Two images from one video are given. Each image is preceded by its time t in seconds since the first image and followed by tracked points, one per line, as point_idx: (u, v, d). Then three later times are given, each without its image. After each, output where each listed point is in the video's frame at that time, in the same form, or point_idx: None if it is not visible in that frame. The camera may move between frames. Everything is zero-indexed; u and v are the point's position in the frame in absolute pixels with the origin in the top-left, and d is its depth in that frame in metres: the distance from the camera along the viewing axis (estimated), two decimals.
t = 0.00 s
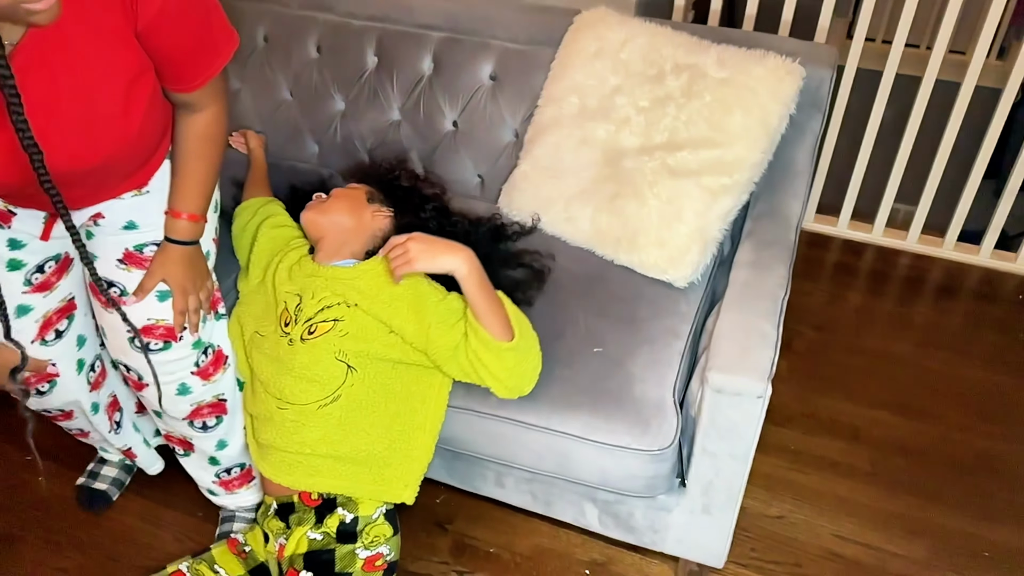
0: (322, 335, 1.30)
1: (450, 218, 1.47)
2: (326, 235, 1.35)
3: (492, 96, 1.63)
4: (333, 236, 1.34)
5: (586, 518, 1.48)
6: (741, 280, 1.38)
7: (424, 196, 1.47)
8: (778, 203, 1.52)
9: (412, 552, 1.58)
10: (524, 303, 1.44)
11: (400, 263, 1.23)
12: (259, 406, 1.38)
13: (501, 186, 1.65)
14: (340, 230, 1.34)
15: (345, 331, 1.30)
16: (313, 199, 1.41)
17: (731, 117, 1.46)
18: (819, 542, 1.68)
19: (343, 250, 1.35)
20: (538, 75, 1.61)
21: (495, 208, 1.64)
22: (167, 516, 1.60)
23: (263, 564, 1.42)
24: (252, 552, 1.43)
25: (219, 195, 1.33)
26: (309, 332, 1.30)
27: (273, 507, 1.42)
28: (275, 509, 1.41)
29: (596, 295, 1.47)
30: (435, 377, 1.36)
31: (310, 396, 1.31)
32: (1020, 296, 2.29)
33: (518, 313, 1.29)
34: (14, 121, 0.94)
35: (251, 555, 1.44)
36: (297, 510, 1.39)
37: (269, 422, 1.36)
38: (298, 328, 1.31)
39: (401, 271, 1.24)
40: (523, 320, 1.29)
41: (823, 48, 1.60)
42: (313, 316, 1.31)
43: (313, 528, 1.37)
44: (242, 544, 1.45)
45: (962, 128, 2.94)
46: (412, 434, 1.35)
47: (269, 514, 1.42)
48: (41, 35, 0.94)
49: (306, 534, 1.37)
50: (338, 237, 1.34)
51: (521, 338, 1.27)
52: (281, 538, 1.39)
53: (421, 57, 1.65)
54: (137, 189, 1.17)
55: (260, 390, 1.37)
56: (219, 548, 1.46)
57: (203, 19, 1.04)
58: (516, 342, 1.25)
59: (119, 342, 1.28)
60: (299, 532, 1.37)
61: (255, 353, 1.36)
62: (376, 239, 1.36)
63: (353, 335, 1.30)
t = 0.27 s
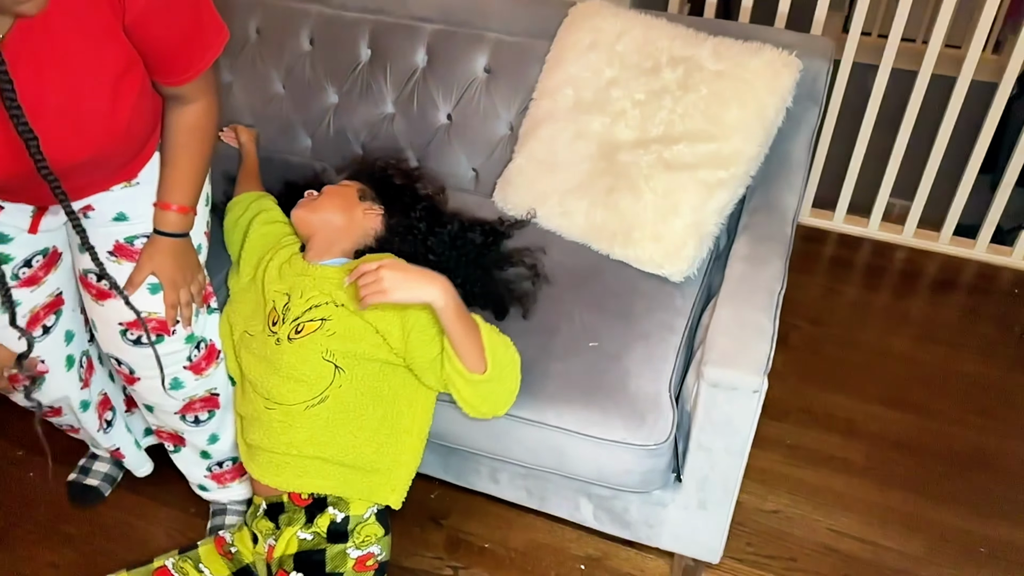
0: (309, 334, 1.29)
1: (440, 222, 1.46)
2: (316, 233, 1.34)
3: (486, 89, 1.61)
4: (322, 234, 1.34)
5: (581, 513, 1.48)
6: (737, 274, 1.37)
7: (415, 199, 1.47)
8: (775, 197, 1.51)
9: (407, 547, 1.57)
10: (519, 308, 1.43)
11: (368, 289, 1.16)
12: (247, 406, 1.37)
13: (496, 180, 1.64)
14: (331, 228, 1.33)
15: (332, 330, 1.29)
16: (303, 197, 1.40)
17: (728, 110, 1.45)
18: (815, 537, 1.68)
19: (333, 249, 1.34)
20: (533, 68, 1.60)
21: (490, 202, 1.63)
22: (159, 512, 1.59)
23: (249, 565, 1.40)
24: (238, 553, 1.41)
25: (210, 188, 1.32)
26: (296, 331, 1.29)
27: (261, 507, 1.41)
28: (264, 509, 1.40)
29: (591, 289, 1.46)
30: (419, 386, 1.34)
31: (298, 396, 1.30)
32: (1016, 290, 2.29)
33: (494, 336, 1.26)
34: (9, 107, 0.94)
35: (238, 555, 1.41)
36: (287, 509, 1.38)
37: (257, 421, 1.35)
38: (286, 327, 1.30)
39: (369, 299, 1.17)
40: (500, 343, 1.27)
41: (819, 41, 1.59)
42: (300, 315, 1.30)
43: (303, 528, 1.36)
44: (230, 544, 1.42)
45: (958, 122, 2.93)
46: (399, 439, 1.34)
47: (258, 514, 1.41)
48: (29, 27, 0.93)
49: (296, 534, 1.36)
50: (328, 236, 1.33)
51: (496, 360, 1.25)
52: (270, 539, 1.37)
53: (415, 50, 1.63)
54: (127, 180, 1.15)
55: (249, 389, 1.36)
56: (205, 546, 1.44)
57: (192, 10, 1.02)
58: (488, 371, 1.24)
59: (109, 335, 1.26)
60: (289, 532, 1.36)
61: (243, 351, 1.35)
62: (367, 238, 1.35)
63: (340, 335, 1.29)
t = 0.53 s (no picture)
0: (301, 332, 1.27)
1: (437, 218, 1.44)
2: (310, 231, 1.32)
3: (484, 81, 1.60)
4: (317, 231, 1.32)
5: (577, 508, 1.47)
6: (736, 269, 1.35)
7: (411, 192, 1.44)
8: (775, 191, 1.50)
9: (402, 541, 1.56)
10: (519, 307, 1.41)
11: (344, 332, 1.09)
12: (240, 403, 1.35)
13: (493, 173, 1.62)
14: (325, 225, 1.32)
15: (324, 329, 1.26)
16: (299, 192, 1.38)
17: (727, 104, 1.44)
18: (813, 533, 1.67)
19: (327, 246, 1.32)
20: (531, 60, 1.58)
21: (488, 195, 1.62)
22: (153, 504, 1.58)
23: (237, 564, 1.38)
24: (226, 550, 1.39)
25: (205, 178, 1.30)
26: (288, 329, 1.27)
27: (251, 506, 1.38)
28: (254, 508, 1.37)
29: (589, 283, 1.45)
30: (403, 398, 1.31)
31: (289, 395, 1.28)
32: (1015, 288, 2.28)
33: (472, 364, 1.23)
34: (4, 89, 0.92)
35: (227, 553, 1.39)
36: (277, 508, 1.35)
37: (248, 420, 1.34)
38: (278, 325, 1.28)
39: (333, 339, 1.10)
40: (477, 373, 1.23)
41: (820, 34, 1.58)
42: (293, 313, 1.28)
43: (293, 527, 1.34)
44: (218, 542, 1.40)
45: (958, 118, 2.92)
46: (389, 443, 1.32)
47: (247, 513, 1.38)
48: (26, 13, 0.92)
49: (287, 533, 1.33)
50: (322, 232, 1.32)
51: (471, 391, 1.22)
52: (261, 537, 1.35)
53: (412, 42, 1.62)
54: (122, 170, 1.14)
55: (240, 387, 1.35)
56: (195, 543, 1.42)
57: None
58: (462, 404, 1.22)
59: (103, 325, 1.25)
60: (280, 531, 1.34)
61: (235, 348, 1.32)
62: (363, 235, 1.34)
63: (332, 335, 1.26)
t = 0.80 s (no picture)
0: (296, 330, 1.25)
1: (434, 211, 1.46)
2: (308, 225, 1.32)
3: (486, 70, 1.59)
4: (315, 226, 1.31)
5: (577, 501, 1.46)
6: (739, 263, 1.34)
7: (409, 184, 1.46)
8: (779, 184, 1.49)
9: (401, 532, 1.55)
10: (519, 302, 1.40)
11: (326, 385, 1.01)
12: (236, 397, 1.35)
13: (494, 163, 1.61)
14: (324, 219, 1.31)
15: (320, 327, 1.25)
16: (296, 186, 1.38)
17: (732, 96, 1.42)
18: (814, 529, 1.67)
19: (325, 242, 1.31)
20: (533, 49, 1.57)
21: (489, 185, 1.61)
22: (151, 492, 1.57)
23: (229, 558, 1.36)
24: (220, 542, 1.37)
25: (206, 165, 1.29)
26: (284, 326, 1.25)
27: (244, 501, 1.37)
28: (247, 503, 1.36)
29: (591, 275, 1.43)
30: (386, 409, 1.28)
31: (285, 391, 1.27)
32: (1019, 285, 2.27)
33: (449, 394, 1.19)
34: (4, 68, 0.92)
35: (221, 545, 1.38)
36: (269, 504, 1.34)
37: (242, 414, 1.34)
38: (274, 321, 1.26)
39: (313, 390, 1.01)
40: (451, 403, 1.19)
41: (825, 26, 1.56)
42: (289, 310, 1.26)
43: (286, 522, 1.32)
44: (212, 534, 1.38)
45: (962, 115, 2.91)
46: (381, 445, 1.30)
47: (240, 509, 1.36)
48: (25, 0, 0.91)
49: (280, 529, 1.32)
50: (321, 227, 1.31)
51: (445, 423, 1.18)
52: (254, 533, 1.33)
53: (413, 30, 1.60)
54: (122, 156, 1.13)
55: (236, 380, 1.34)
56: (189, 533, 1.40)
57: None
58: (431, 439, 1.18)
59: (101, 312, 1.24)
60: (273, 527, 1.32)
61: (232, 342, 1.32)
62: (361, 229, 1.33)
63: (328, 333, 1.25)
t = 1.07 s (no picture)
0: (295, 325, 1.25)
1: (436, 202, 1.42)
2: (309, 219, 1.31)
3: (491, 58, 1.57)
4: (316, 219, 1.30)
5: (577, 493, 1.45)
6: (744, 255, 1.33)
7: (409, 174, 1.41)
8: (785, 176, 1.47)
9: (401, 521, 1.55)
10: (518, 302, 1.37)
11: (326, 442, 0.98)
12: (232, 389, 1.36)
13: (499, 152, 1.60)
14: (325, 212, 1.30)
15: (320, 324, 1.25)
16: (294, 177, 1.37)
17: (739, 86, 1.41)
18: (817, 525, 1.66)
19: (327, 236, 1.31)
20: (539, 37, 1.55)
21: (493, 174, 1.60)
22: (151, 477, 1.57)
23: (223, 547, 1.35)
24: (219, 529, 1.36)
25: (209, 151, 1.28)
26: (283, 321, 1.26)
27: (238, 494, 1.36)
28: (240, 496, 1.36)
29: (594, 266, 1.42)
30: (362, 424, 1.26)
31: (281, 386, 1.28)
32: None
33: (420, 425, 1.15)
34: (5, 47, 0.91)
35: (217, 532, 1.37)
36: (262, 498, 1.33)
37: (238, 407, 1.35)
38: (273, 316, 1.27)
39: (315, 450, 0.97)
40: (424, 433, 1.16)
41: (836, 16, 1.55)
42: (289, 305, 1.27)
43: (279, 516, 1.30)
44: (211, 520, 1.37)
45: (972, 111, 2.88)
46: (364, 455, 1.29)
47: (234, 501, 1.36)
48: None
49: (272, 522, 1.30)
50: (322, 220, 1.30)
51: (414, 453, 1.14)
52: (246, 526, 1.32)
53: (418, 17, 1.59)
54: (125, 141, 1.13)
55: (232, 372, 1.35)
56: (189, 519, 1.39)
57: None
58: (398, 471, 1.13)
59: (101, 297, 1.23)
60: (265, 520, 1.31)
61: (230, 334, 1.32)
62: (363, 222, 1.32)
63: (326, 331, 1.25)
